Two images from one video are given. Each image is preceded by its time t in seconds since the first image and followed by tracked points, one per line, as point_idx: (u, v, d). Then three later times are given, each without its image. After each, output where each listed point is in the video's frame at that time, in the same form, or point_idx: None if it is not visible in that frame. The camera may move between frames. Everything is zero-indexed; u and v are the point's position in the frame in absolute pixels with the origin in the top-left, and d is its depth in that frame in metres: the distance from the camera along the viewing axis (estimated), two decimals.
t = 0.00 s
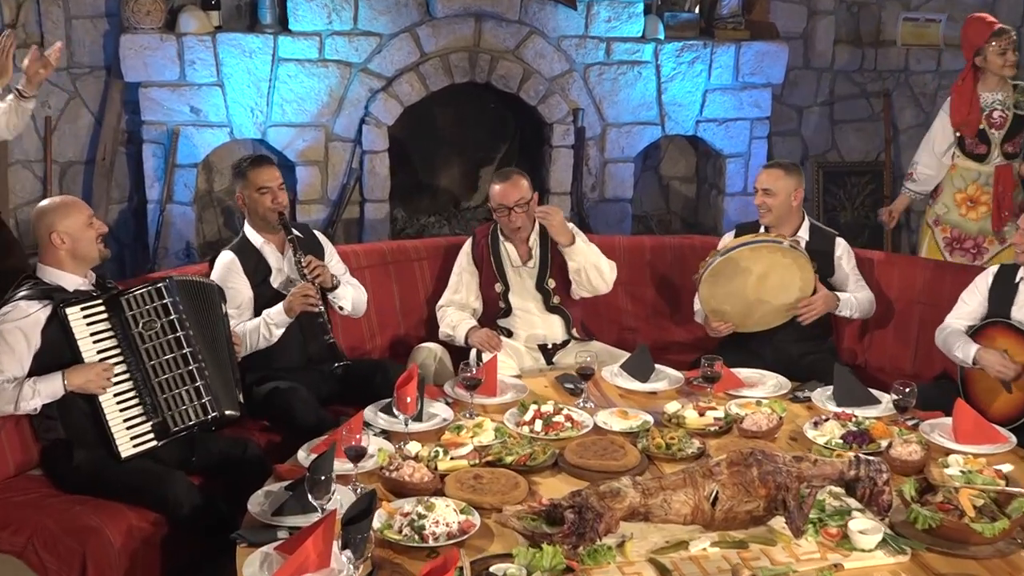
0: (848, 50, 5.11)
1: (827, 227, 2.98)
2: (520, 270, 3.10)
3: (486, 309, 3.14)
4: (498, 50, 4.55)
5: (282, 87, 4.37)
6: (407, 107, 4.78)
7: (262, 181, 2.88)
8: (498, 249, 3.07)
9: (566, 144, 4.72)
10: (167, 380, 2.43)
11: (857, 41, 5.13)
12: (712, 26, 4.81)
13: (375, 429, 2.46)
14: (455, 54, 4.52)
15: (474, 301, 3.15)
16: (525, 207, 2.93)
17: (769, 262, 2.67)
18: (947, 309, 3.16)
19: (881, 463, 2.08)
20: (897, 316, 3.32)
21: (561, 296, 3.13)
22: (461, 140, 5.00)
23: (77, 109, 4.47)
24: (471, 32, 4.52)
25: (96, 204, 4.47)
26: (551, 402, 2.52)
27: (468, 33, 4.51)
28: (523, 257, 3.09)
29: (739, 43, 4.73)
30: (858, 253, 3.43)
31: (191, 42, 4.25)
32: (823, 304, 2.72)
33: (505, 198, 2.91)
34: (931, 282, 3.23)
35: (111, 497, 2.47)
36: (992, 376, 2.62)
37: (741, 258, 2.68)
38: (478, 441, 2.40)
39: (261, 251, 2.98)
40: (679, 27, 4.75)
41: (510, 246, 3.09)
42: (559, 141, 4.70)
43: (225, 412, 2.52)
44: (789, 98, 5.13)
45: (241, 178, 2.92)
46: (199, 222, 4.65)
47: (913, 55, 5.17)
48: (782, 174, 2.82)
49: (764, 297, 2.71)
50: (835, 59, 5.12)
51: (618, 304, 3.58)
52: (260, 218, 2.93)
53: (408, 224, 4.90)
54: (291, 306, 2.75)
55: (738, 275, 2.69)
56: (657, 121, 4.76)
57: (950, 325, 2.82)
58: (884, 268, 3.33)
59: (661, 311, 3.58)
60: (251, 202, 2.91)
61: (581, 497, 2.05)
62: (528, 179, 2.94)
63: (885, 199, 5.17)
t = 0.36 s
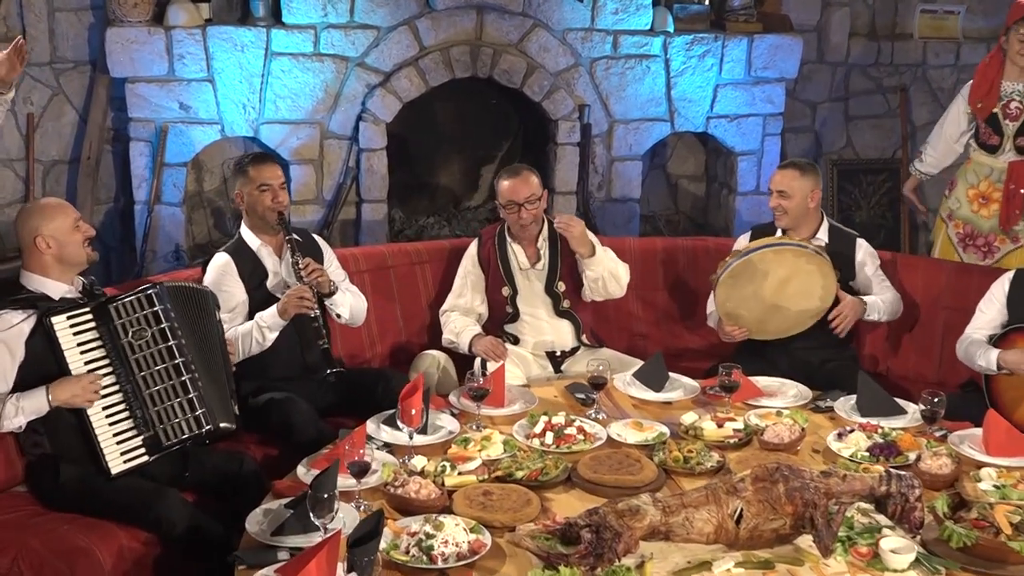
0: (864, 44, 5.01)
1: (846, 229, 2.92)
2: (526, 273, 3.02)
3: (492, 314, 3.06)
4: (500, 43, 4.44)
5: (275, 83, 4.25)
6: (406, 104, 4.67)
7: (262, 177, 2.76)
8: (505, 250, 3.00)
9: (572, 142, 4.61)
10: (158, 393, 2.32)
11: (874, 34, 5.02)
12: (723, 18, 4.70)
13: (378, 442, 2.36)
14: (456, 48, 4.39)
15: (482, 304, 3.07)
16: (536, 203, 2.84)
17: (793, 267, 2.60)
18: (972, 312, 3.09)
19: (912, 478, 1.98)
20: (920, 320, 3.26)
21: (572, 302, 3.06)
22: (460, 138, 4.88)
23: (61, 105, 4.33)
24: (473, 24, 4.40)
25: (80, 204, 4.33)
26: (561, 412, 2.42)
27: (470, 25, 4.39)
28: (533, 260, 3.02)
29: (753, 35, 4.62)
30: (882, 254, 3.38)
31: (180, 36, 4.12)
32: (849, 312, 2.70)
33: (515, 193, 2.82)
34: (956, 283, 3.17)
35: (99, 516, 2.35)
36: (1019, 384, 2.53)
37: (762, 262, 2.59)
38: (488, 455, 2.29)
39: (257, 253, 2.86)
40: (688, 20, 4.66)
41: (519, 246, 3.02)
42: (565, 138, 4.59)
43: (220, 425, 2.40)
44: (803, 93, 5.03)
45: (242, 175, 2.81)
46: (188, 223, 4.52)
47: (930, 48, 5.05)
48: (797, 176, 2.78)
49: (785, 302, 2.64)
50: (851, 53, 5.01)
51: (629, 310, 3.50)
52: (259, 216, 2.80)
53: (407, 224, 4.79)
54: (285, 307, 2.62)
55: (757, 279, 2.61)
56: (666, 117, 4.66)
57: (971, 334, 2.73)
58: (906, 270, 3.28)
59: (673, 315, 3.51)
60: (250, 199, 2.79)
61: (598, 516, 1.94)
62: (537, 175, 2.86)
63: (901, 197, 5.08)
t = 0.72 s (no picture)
0: (875, 38, 4.93)
1: (862, 231, 2.93)
2: (534, 275, 2.99)
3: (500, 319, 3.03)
4: (498, 38, 4.33)
5: (264, 80, 4.12)
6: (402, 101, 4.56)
7: (262, 178, 2.67)
8: (512, 250, 2.96)
9: (574, 140, 4.51)
10: (145, 407, 2.19)
11: (885, 27, 4.93)
12: (730, 12, 4.61)
13: (377, 457, 2.25)
14: (453, 43, 4.28)
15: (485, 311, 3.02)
16: (541, 196, 2.84)
17: (805, 271, 2.60)
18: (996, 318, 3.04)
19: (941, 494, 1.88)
20: (938, 327, 3.20)
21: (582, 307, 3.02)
22: (456, 137, 4.78)
23: (40, 102, 4.18)
24: (471, 18, 4.29)
25: (59, 207, 4.19)
26: (570, 425, 2.32)
27: (467, 19, 4.28)
28: (541, 263, 2.99)
29: (762, 29, 4.52)
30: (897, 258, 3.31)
31: (164, 29, 3.99)
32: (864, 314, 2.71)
33: (522, 186, 2.81)
34: (976, 289, 3.10)
35: (85, 537, 2.24)
36: None
37: (775, 267, 2.59)
38: (493, 471, 2.19)
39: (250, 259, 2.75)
40: (695, 13, 4.56)
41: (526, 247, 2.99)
42: (567, 137, 4.49)
43: (211, 440, 2.28)
44: (813, 89, 4.98)
45: (240, 175, 2.70)
46: (173, 226, 4.38)
47: (944, 41, 4.96)
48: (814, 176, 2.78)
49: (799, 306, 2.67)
50: (861, 48, 4.94)
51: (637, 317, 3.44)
52: (256, 220, 2.71)
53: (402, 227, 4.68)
54: (277, 314, 2.50)
55: (770, 283, 2.63)
56: (672, 115, 4.55)
57: (994, 343, 2.66)
58: (924, 276, 3.21)
59: (682, 321, 3.46)
60: (249, 200, 2.69)
61: (613, 536, 1.82)
62: (543, 170, 2.86)
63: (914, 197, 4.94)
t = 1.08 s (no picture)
0: (883, 32, 4.87)
1: (876, 234, 2.89)
2: (547, 276, 2.92)
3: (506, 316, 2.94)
4: (494, 32, 4.23)
5: (250, 77, 4.00)
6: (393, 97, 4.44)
7: (251, 181, 2.58)
8: (525, 248, 2.90)
9: (574, 139, 4.41)
10: (120, 427, 2.09)
11: (893, 21, 4.87)
12: (734, 5, 4.53)
13: (374, 472, 2.15)
14: (447, 37, 4.17)
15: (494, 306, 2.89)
16: (555, 193, 2.80)
17: (817, 274, 2.57)
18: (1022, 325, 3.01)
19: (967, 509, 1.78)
20: (956, 333, 3.15)
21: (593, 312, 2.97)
22: (450, 134, 4.67)
23: (16, 100, 4.05)
24: (466, 13, 4.19)
25: (36, 208, 4.06)
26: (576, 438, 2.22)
27: (462, 13, 4.18)
28: (554, 264, 2.94)
29: (768, 23, 4.44)
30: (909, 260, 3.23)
31: (145, 24, 3.86)
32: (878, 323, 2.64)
33: (535, 183, 2.78)
34: (997, 295, 3.06)
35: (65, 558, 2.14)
36: None
37: (789, 268, 2.57)
38: (497, 486, 2.08)
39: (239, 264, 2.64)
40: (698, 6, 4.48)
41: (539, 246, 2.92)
42: (565, 135, 4.39)
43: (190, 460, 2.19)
44: (819, 85, 4.93)
45: (228, 176, 2.61)
46: (155, 229, 4.25)
47: (954, 35, 4.89)
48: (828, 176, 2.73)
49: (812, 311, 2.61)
50: (869, 41, 4.88)
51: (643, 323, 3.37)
52: (244, 223, 2.60)
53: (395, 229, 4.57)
54: (269, 322, 2.40)
55: (783, 285, 2.59)
56: (674, 112, 4.47)
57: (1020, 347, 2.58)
58: (940, 279, 3.14)
59: (688, 327, 3.39)
60: (236, 204, 2.58)
61: (625, 556, 1.66)
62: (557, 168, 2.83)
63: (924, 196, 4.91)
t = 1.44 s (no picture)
0: (885, 23, 4.82)
1: (885, 234, 2.84)
2: (553, 276, 2.83)
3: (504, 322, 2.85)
4: (484, 24, 4.13)
5: (230, 70, 3.88)
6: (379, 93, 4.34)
7: (227, 180, 2.47)
8: (530, 248, 2.81)
9: (567, 135, 4.33)
10: (100, 438, 1.97)
11: (897, 12, 4.82)
12: None
13: (368, 485, 2.05)
14: (436, 29, 4.08)
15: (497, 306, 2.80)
16: (568, 189, 2.71)
17: (824, 273, 2.52)
18: None
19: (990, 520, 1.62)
20: (968, 336, 3.09)
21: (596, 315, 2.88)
22: (439, 130, 4.57)
23: None
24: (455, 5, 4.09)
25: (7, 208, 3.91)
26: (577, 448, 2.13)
27: (451, 4, 4.09)
28: (561, 264, 2.85)
29: (767, 14, 4.37)
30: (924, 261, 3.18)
31: (120, 15, 3.73)
32: (885, 322, 2.58)
33: (546, 178, 2.69)
34: (1012, 296, 3.00)
35: None
36: None
37: (795, 268, 2.52)
38: (496, 500, 1.98)
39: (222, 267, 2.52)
40: None
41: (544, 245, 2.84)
42: (559, 130, 4.31)
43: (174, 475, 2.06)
44: (818, 78, 4.88)
45: (202, 177, 2.50)
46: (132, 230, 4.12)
47: (959, 27, 4.84)
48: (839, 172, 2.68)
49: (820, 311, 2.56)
50: (873, 32, 4.83)
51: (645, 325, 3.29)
52: (224, 224, 2.49)
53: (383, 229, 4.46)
54: (253, 327, 2.31)
55: (790, 287, 2.54)
56: (672, 106, 4.38)
57: None
58: (952, 280, 3.09)
59: (689, 330, 3.31)
60: (214, 204, 2.47)
61: None
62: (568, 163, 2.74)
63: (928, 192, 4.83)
